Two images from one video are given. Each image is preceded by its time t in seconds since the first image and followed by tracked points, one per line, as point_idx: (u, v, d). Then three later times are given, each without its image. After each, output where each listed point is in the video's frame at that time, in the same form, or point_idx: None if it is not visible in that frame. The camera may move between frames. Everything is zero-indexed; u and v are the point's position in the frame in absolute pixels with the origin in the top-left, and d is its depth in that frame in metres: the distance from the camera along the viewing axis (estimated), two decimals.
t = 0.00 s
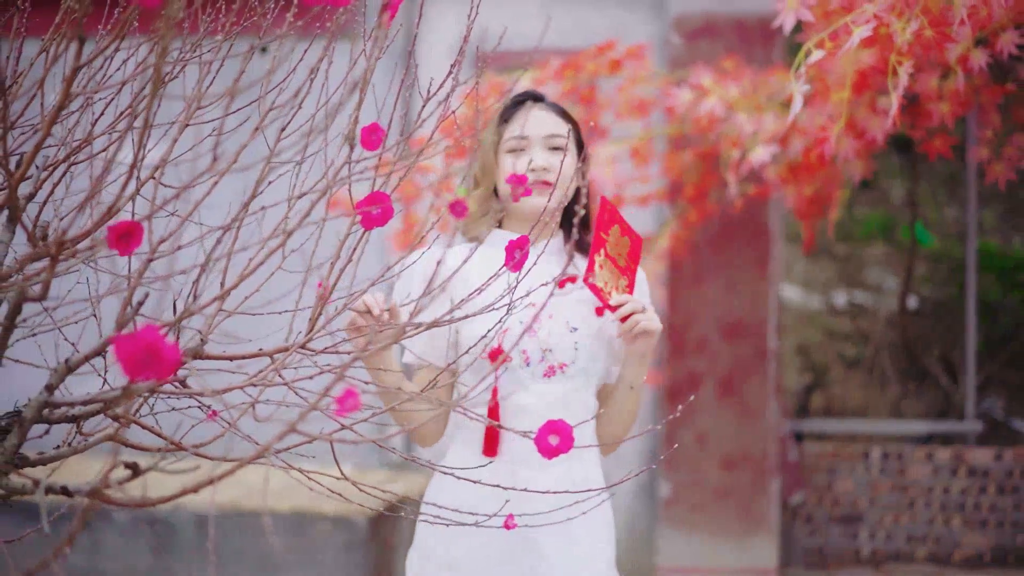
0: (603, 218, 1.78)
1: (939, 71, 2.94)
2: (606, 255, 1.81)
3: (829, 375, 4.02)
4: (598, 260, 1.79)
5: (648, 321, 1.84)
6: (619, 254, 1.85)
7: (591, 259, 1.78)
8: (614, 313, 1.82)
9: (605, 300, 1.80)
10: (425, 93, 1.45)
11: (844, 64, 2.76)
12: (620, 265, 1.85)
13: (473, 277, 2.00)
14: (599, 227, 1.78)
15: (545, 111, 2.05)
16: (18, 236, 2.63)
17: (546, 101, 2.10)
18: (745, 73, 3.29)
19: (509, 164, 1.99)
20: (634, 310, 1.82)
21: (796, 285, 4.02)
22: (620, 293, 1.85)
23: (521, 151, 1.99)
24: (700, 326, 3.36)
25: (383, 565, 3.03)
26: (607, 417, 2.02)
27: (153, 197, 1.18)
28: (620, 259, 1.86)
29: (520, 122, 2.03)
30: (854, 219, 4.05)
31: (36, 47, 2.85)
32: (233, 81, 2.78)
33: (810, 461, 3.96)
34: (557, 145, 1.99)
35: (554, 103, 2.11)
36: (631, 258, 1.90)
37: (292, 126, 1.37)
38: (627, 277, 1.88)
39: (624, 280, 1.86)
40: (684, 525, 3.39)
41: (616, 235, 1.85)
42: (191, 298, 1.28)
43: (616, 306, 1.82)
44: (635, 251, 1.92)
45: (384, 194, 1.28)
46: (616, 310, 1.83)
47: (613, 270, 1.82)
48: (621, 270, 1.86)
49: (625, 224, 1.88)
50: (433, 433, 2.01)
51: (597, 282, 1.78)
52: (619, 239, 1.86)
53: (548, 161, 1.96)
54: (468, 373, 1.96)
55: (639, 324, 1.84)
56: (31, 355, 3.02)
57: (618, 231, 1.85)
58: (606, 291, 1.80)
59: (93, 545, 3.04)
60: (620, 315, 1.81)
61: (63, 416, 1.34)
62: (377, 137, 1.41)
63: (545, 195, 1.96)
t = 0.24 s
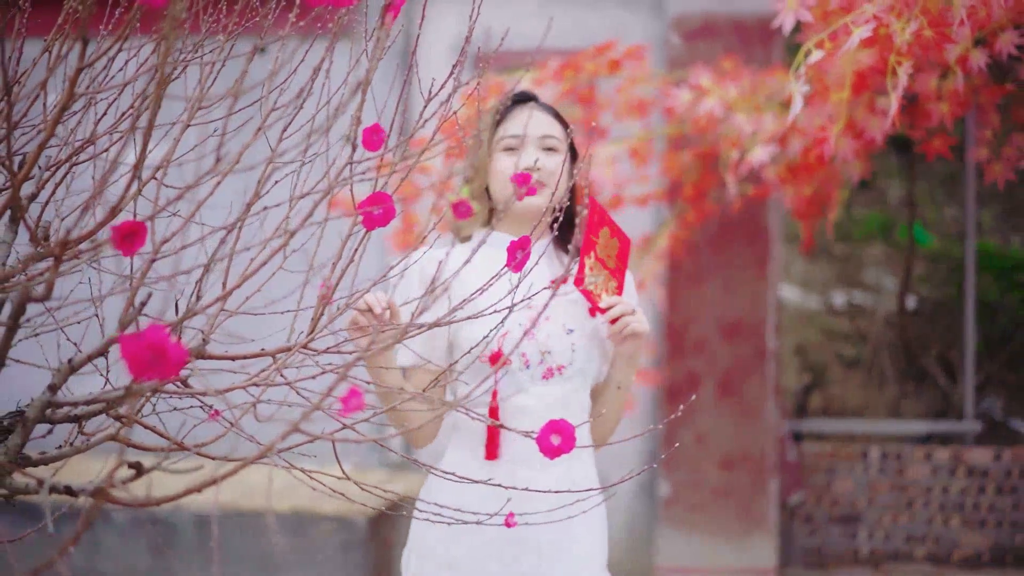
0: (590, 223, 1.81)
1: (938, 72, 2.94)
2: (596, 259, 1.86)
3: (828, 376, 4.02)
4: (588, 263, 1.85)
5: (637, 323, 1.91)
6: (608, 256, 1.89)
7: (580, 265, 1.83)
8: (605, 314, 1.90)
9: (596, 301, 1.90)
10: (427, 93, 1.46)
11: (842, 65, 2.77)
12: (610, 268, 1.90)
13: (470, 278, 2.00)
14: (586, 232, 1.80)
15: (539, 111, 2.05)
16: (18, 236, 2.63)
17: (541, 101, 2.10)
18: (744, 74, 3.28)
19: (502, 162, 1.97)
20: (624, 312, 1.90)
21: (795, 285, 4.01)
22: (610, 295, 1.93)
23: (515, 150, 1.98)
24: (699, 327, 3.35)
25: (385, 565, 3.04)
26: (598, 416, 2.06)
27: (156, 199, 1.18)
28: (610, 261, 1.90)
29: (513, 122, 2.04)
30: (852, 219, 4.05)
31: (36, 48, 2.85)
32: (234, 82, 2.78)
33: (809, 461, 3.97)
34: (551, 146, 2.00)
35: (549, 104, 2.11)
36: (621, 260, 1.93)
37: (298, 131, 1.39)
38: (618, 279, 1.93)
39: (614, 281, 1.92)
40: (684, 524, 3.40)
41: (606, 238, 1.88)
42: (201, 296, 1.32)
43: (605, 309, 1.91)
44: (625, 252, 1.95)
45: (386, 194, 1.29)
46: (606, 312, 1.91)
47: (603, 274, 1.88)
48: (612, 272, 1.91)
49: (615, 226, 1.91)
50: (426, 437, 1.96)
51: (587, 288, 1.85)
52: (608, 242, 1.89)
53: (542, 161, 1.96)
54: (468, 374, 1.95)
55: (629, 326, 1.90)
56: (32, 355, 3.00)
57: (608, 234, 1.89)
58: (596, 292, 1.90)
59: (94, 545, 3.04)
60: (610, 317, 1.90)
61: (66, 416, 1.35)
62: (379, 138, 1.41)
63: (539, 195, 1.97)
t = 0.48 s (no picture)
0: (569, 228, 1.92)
1: (938, 72, 2.95)
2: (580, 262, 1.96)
3: (827, 375, 4.03)
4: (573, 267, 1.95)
5: (625, 325, 1.92)
6: (598, 258, 1.97)
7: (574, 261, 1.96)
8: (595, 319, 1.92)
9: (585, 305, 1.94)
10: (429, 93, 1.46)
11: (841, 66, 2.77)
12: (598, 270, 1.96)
13: (469, 278, 1.99)
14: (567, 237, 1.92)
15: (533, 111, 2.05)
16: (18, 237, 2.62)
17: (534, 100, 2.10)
18: (744, 74, 3.29)
19: (496, 161, 1.96)
20: (614, 315, 1.91)
21: (794, 285, 4.01)
22: (601, 299, 1.95)
23: (509, 149, 1.98)
24: (699, 327, 3.34)
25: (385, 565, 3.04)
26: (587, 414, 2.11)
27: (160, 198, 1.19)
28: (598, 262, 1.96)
29: (506, 120, 2.02)
30: (851, 220, 4.05)
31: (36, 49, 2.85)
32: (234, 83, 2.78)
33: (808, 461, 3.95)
34: (545, 145, 2.00)
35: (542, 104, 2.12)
36: (613, 259, 1.98)
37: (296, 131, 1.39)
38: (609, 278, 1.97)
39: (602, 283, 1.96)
40: (684, 525, 3.40)
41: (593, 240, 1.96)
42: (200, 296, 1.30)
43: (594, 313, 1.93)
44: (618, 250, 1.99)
45: (389, 194, 1.30)
46: (596, 316, 1.93)
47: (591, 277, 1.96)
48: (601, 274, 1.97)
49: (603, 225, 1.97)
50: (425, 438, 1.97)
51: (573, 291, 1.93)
52: (596, 242, 1.96)
53: (537, 161, 1.96)
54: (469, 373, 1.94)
55: (618, 329, 1.91)
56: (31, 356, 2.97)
57: (594, 235, 1.96)
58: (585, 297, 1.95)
59: (92, 545, 3.03)
60: (599, 321, 1.91)
61: (69, 415, 1.36)
62: (379, 138, 1.41)
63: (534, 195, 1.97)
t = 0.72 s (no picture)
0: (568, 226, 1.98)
1: (939, 72, 2.93)
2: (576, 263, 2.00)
3: (827, 374, 4.07)
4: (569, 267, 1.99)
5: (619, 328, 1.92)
6: (593, 259, 2.03)
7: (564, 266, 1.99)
8: (589, 321, 1.91)
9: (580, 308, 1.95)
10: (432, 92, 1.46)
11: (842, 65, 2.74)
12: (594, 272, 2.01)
13: (471, 277, 1.98)
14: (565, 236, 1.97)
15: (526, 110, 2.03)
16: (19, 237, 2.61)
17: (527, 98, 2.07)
18: (744, 74, 3.29)
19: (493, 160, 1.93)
20: (608, 318, 1.91)
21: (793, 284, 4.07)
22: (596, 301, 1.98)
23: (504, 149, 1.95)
24: (699, 327, 3.33)
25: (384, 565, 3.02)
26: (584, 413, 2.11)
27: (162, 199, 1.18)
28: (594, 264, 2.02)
29: (503, 120, 2.00)
30: (852, 220, 4.05)
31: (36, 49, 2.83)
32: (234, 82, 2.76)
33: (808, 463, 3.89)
34: (540, 144, 1.98)
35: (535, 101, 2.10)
36: (606, 261, 2.05)
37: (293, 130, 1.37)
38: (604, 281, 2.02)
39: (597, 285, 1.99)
40: (684, 524, 3.39)
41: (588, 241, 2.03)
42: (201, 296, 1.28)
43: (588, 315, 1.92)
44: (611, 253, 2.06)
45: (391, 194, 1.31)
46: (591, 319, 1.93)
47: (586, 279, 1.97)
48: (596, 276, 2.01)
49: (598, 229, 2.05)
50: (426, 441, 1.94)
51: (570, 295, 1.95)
52: (590, 244, 2.03)
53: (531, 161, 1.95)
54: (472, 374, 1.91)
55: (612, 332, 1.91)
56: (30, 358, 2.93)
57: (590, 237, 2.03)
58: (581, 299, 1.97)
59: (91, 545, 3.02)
60: (593, 324, 1.91)
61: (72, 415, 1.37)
62: (379, 137, 1.41)
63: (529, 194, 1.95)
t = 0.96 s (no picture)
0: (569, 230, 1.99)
1: (939, 72, 2.93)
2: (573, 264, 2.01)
3: (826, 373, 4.09)
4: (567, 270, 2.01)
5: (615, 329, 1.94)
6: (591, 261, 2.05)
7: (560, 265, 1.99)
8: (585, 321, 1.94)
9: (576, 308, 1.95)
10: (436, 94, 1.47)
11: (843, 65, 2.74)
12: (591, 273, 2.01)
13: (475, 276, 1.98)
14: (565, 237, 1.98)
15: (521, 111, 2.04)
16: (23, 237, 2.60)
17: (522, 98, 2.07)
18: (744, 74, 3.29)
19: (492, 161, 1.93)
20: (604, 319, 1.93)
21: (792, 285, 4.12)
22: (591, 302, 1.96)
23: (504, 149, 1.95)
24: (698, 327, 3.34)
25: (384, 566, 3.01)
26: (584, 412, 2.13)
27: (169, 198, 1.18)
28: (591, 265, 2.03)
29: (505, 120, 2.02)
30: (851, 221, 4.07)
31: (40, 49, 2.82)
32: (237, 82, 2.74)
33: (807, 462, 3.88)
34: (538, 144, 1.98)
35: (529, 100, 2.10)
36: (601, 262, 2.06)
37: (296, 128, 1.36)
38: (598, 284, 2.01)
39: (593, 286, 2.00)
40: (684, 524, 3.39)
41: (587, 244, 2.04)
42: (204, 296, 1.27)
43: (584, 315, 1.94)
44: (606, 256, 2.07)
45: (394, 194, 1.32)
46: (587, 319, 1.94)
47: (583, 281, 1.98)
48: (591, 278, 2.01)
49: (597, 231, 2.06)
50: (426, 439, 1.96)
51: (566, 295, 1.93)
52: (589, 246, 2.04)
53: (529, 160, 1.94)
54: (474, 374, 1.90)
55: (609, 333, 1.94)
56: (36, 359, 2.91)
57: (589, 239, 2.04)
58: (577, 299, 1.96)
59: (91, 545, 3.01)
60: (589, 324, 1.93)
61: (75, 415, 1.37)
62: (382, 137, 1.42)
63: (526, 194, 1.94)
